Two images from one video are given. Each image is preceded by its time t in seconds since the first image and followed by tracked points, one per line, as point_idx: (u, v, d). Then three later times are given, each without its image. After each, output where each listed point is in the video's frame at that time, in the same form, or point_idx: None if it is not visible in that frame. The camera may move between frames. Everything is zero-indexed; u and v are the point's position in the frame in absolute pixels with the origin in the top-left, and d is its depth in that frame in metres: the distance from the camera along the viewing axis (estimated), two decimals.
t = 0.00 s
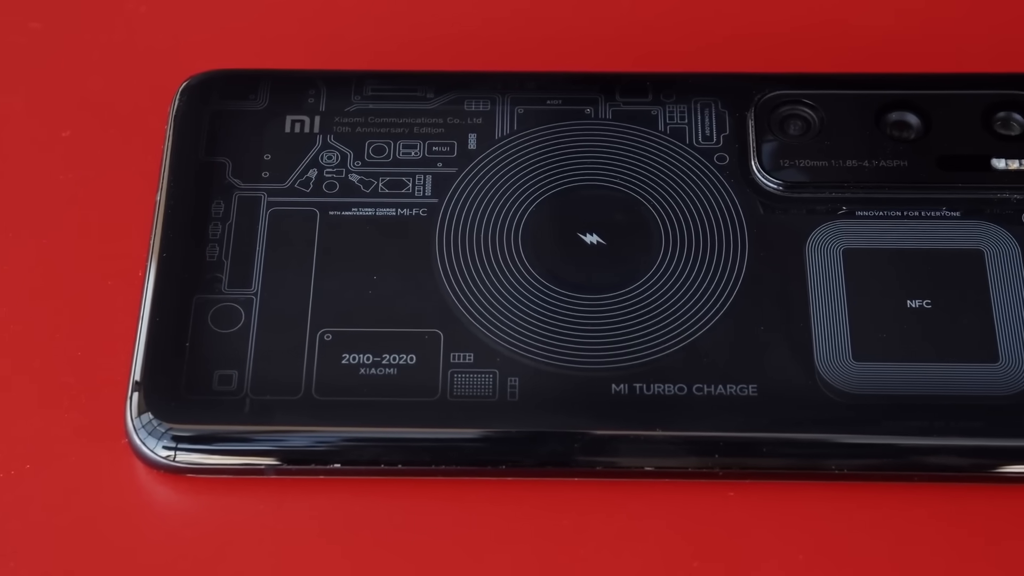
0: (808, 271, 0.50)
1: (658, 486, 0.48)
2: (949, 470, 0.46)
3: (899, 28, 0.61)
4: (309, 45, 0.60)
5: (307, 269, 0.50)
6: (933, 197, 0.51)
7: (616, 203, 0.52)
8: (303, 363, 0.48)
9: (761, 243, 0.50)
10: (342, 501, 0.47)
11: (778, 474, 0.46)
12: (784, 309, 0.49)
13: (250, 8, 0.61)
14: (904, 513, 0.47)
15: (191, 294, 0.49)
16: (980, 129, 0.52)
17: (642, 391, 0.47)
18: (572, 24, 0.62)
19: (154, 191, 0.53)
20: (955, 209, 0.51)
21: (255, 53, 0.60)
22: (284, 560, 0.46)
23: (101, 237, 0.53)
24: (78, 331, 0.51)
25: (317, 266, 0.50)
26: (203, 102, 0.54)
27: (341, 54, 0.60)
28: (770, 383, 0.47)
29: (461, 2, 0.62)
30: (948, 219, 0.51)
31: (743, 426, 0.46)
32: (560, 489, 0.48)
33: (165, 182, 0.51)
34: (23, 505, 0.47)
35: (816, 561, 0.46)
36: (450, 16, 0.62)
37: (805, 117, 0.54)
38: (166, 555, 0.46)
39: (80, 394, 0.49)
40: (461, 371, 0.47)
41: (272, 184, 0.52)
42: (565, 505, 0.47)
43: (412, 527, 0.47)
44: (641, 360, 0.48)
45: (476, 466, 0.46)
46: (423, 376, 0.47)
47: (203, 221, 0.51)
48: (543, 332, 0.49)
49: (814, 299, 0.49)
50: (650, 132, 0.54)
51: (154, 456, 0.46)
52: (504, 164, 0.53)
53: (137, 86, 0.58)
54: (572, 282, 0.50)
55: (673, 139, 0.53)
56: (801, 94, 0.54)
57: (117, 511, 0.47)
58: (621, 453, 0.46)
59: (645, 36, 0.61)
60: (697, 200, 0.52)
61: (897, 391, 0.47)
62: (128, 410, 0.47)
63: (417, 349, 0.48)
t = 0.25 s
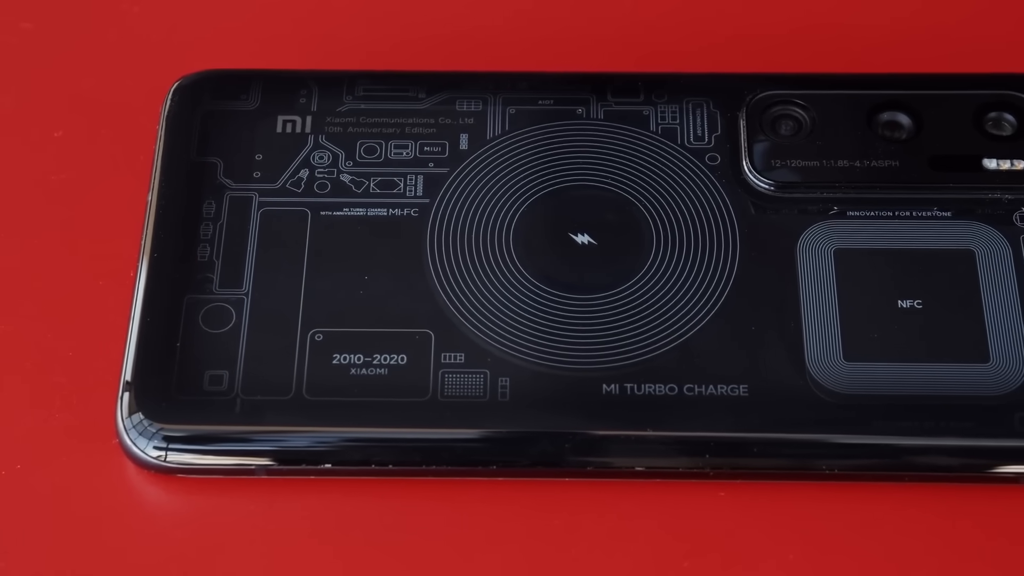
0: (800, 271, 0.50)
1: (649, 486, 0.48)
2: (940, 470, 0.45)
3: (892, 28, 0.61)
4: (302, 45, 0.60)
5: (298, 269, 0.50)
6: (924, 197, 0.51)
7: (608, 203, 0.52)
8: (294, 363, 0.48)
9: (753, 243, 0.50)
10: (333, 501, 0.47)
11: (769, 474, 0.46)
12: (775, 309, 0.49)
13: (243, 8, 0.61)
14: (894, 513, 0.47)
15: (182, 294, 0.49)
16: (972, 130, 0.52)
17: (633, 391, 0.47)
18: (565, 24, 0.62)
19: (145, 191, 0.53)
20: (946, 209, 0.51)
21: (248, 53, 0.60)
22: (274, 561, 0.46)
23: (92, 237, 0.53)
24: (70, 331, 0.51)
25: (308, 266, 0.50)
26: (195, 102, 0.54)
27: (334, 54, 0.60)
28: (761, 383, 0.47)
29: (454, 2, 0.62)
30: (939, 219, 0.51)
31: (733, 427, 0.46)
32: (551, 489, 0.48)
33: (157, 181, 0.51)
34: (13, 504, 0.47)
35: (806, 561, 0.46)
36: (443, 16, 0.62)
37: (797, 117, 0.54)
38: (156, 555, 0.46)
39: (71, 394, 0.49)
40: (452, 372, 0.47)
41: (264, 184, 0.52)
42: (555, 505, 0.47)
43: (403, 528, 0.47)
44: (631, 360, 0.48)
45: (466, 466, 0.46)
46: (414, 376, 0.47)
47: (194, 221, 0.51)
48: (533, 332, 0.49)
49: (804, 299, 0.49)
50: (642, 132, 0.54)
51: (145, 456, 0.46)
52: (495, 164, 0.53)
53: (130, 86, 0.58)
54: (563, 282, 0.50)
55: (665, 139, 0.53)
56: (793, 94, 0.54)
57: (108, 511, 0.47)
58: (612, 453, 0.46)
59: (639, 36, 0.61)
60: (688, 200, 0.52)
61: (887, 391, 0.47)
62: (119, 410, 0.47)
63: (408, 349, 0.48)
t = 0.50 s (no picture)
0: (792, 271, 0.50)
1: (641, 486, 0.48)
2: (932, 470, 0.46)
3: (886, 28, 0.61)
4: (295, 45, 0.60)
5: (290, 269, 0.50)
6: (917, 198, 0.51)
7: (600, 203, 0.52)
8: (286, 363, 0.48)
9: (745, 243, 0.50)
10: (325, 501, 0.47)
11: (761, 475, 0.46)
12: (767, 310, 0.49)
13: (237, 8, 0.61)
14: (886, 513, 0.47)
15: (174, 295, 0.49)
16: (965, 130, 0.52)
17: (625, 391, 0.47)
18: (559, 24, 0.62)
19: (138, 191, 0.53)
20: (939, 209, 0.51)
21: (242, 53, 0.60)
22: (267, 561, 0.46)
23: (85, 237, 0.53)
24: (62, 331, 0.51)
25: (300, 266, 0.50)
26: (188, 103, 0.54)
27: (328, 54, 0.60)
28: (753, 383, 0.47)
29: (448, 2, 0.62)
30: (932, 219, 0.51)
31: (725, 427, 0.46)
32: (543, 490, 0.48)
33: (150, 182, 0.51)
34: (6, 505, 0.47)
35: (798, 561, 0.46)
36: (437, 16, 0.62)
37: (789, 118, 0.54)
38: (148, 555, 0.46)
39: (64, 395, 0.49)
40: (444, 372, 0.47)
41: (256, 185, 0.52)
42: (548, 505, 0.47)
43: (396, 528, 0.47)
44: (624, 361, 0.48)
45: (458, 466, 0.46)
46: (406, 376, 0.47)
47: (186, 221, 0.51)
48: (526, 332, 0.49)
49: (796, 299, 0.49)
50: (635, 132, 0.54)
51: (137, 457, 0.46)
52: (488, 164, 0.53)
53: (124, 86, 0.58)
54: (556, 282, 0.50)
55: (657, 139, 0.53)
56: (785, 94, 0.54)
57: (101, 511, 0.47)
58: (604, 453, 0.46)
59: (633, 36, 0.61)
60: (681, 200, 0.52)
61: (879, 391, 0.47)
62: (111, 411, 0.47)
63: (400, 350, 0.48)
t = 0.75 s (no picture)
0: (783, 271, 0.50)
1: (631, 486, 0.48)
2: (922, 470, 0.46)
3: (879, 28, 0.61)
4: (288, 45, 0.60)
5: (281, 269, 0.50)
6: (908, 198, 0.51)
7: (592, 203, 0.52)
8: (277, 364, 0.48)
9: (737, 244, 0.50)
10: (315, 502, 0.47)
11: (751, 475, 0.46)
12: (758, 310, 0.49)
13: (230, 8, 0.61)
14: (877, 514, 0.47)
15: (165, 295, 0.49)
16: (956, 130, 0.52)
17: (616, 392, 0.47)
18: (552, 24, 0.62)
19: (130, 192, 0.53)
20: (930, 209, 0.51)
21: (234, 53, 0.60)
22: (257, 561, 0.46)
23: (77, 237, 0.53)
24: (54, 331, 0.51)
25: (292, 266, 0.50)
26: (179, 103, 0.54)
27: (320, 54, 0.60)
28: (744, 383, 0.47)
29: (441, 2, 0.62)
30: (923, 219, 0.51)
31: (716, 427, 0.46)
32: (534, 490, 0.48)
33: (141, 182, 0.51)
34: None
35: (788, 561, 0.46)
36: (430, 16, 0.62)
37: (781, 118, 0.54)
38: (139, 555, 0.46)
39: (55, 395, 0.49)
40: (435, 372, 0.47)
41: (248, 185, 0.52)
42: (538, 505, 0.47)
43: (387, 528, 0.47)
44: (615, 361, 0.48)
45: (448, 466, 0.46)
46: (396, 377, 0.47)
47: (178, 221, 0.50)
48: (517, 332, 0.49)
49: (788, 299, 0.49)
50: (626, 132, 0.54)
51: (127, 457, 0.46)
52: (480, 164, 0.53)
53: (116, 86, 0.58)
54: (547, 282, 0.50)
55: (649, 139, 0.53)
56: (777, 95, 0.54)
57: (91, 511, 0.47)
58: (595, 453, 0.46)
59: (625, 36, 0.61)
60: (672, 200, 0.52)
61: (870, 391, 0.47)
62: (102, 411, 0.47)
63: (391, 350, 0.48)
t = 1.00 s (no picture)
0: (775, 271, 0.50)
1: (623, 487, 0.48)
2: (914, 471, 0.46)
3: (872, 28, 0.61)
4: (281, 45, 0.60)
5: (274, 269, 0.50)
6: (901, 198, 0.51)
7: (584, 204, 0.52)
8: (269, 364, 0.48)
9: (729, 244, 0.50)
10: (307, 502, 0.47)
11: (743, 475, 0.46)
12: (751, 311, 0.49)
13: (223, 8, 0.61)
14: (868, 514, 0.47)
15: (157, 295, 0.49)
16: (949, 130, 0.53)
17: (608, 392, 0.47)
18: (545, 23, 0.62)
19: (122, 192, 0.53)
20: (923, 210, 0.51)
21: (228, 53, 0.60)
22: (249, 561, 0.46)
23: (69, 237, 0.53)
24: (46, 332, 0.51)
25: (284, 267, 0.50)
26: (172, 103, 0.54)
27: (314, 54, 0.60)
28: (736, 384, 0.47)
29: (434, 2, 0.62)
30: (916, 219, 0.51)
31: (708, 427, 0.46)
32: (526, 490, 0.48)
33: (134, 182, 0.51)
34: None
35: (780, 561, 0.46)
36: (423, 16, 0.62)
37: (774, 118, 0.54)
38: (131, 555, 0.46)
39: (48, 395, 0.49)
40: (427, 372, 0.47)
41: (240, 185, 0.52)
42: (530, 505, 0.47)
43: (379, 528, 0.47)
44: (607, 361, 0.48)
45: (441, 466, 0.46)
46: (389, 377, 0.47)
47: (170, 222, 0.50)
48: (510, 332, 0.49)
49: (780, 299, 0.49)
50: (619, 132, 0.54)
51: (120, 458, 0.46)
52: (472, 164, 0.53)
53: (109, 86, 0.58)
54: (539, 282, 0.50)
55: (642, 139, 0.53)
56: (770, 95, 0.54)
57: (83, 511, 0.47)
58: (587, 453, 0.46)
59: (619, 36, 0.61)
60: (665, 200, 0.52)
61: (862, 392, 0.47)
62: (94, 411, 0.47)
63: (383, 350, 0.48)
